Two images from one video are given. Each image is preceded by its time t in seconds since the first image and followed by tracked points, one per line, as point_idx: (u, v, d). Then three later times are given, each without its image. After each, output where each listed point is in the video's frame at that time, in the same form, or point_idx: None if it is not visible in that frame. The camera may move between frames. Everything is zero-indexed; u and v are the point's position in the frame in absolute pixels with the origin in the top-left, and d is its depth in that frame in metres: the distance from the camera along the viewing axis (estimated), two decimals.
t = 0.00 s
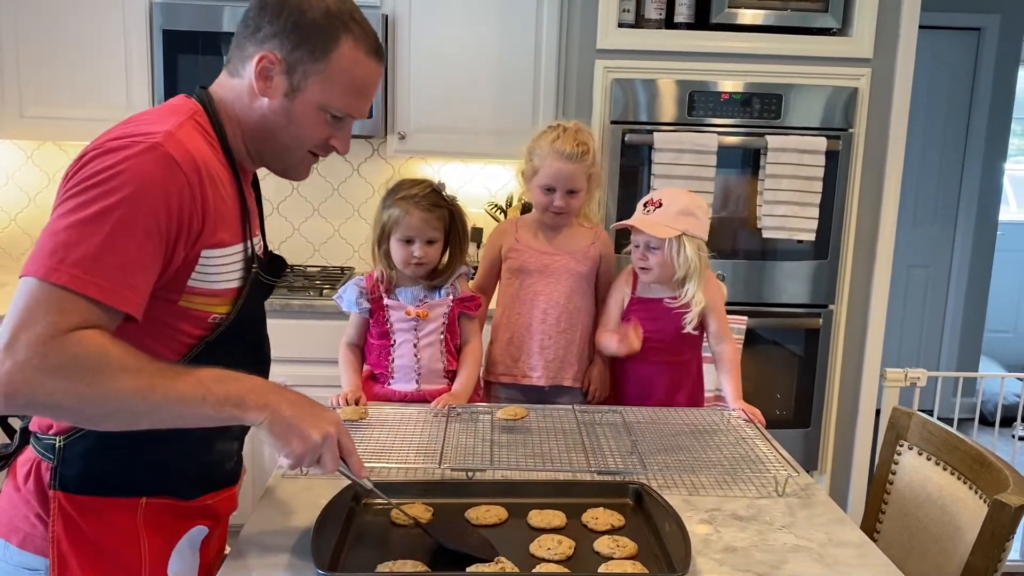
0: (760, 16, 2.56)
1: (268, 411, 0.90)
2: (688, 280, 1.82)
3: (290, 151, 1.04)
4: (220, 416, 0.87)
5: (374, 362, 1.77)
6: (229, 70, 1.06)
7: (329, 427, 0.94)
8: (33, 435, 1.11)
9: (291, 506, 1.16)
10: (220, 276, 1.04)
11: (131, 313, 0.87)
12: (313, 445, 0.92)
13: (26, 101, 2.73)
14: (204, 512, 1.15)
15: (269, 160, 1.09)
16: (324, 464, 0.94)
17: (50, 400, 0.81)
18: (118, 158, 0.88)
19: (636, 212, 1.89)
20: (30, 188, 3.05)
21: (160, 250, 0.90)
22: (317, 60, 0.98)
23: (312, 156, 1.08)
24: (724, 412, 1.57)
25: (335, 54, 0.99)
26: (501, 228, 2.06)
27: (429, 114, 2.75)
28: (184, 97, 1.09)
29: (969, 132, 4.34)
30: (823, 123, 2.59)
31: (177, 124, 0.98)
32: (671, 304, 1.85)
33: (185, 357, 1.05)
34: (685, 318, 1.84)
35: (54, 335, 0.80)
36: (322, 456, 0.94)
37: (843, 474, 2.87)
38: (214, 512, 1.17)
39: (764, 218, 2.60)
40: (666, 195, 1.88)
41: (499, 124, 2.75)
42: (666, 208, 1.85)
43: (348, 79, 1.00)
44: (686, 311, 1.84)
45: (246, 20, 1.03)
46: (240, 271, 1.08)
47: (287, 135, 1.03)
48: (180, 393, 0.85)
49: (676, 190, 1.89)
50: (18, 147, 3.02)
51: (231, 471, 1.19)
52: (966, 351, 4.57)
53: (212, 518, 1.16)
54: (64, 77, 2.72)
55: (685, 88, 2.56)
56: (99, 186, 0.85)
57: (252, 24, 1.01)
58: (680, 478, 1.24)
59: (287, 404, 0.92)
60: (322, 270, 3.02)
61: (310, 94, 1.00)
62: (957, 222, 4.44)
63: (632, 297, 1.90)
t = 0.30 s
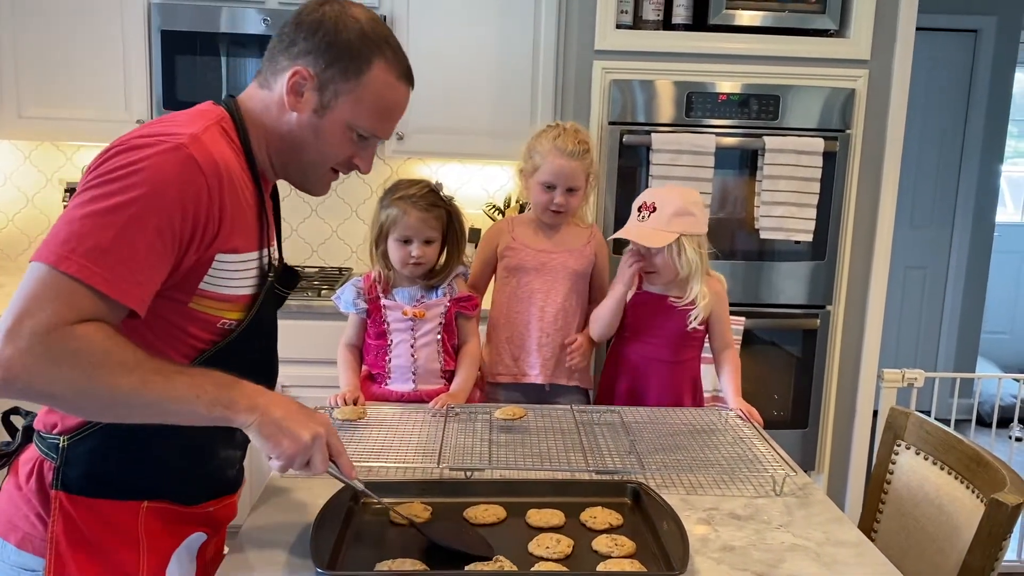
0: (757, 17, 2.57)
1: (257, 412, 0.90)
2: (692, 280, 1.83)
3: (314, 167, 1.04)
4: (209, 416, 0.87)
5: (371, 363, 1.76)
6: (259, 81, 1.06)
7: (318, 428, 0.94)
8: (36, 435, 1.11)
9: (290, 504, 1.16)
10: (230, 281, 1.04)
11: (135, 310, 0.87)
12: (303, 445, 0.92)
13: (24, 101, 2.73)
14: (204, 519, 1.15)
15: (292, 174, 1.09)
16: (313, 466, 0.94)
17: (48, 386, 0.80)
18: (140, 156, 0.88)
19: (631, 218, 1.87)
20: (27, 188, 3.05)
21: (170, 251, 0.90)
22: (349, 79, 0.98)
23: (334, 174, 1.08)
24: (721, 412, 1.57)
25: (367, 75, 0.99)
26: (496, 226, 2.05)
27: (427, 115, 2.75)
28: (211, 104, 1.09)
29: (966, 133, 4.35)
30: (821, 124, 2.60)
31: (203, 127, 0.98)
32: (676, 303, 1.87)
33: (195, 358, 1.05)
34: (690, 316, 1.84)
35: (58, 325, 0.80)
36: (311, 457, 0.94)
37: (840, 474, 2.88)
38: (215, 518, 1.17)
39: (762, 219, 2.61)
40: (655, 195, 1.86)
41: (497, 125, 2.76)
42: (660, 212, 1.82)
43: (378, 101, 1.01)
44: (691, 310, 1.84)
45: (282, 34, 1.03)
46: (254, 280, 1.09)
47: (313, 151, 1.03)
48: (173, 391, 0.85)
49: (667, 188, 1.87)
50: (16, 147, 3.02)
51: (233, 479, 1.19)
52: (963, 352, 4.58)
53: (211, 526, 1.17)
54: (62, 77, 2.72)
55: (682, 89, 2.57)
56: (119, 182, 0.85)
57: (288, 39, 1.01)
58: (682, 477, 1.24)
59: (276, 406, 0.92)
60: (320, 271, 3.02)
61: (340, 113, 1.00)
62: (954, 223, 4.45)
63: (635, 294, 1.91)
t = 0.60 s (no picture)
0: (755, 19, 2.58)
1: (238, 416, 0.90)
2: (692, 276, 1.83)
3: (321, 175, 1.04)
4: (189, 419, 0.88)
5: (370, 364, 1.77)
6: (269, 88, 1.07)
7: (298, 432, 0.94)
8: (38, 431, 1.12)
9: (287, 505, 1.16)
10: (227, 284, 1.04)
11: (125, 309, 0.87)
12: (281, 450, 0.91)
13: (22, 103, 2.73)
14: (202, 519, 1.15)
15: (299, 182, 1.09)
16: (291, 471, 0.93)
17: (38, 378, 0.81)
18: (139, 156, 0.89)
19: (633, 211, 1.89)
20: (25, 190, 3.05)
21: (164, 253, 0.90)
22: (357, 89, 0.98)
23: (341, 183, 1.08)
24: (718, 412, 1.58)
25: (376, 85, 0.99)
26: (494, 227, 2.05)
27: (425, 117, 2.76)
28: (220, 109, 1.09)
29: (963, 135, 4.36)
30: (818, 126, 2.60)
31: (205, 132, 0.99)
32: (676, 299, 1.86)
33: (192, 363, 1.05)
34: (689, 313, 1.84)
35: (49, 319, 0.80)
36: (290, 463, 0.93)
37: (838, 476, 2.88)
38: (213, 519, 1.17)
39: (759, 221, 2.61)
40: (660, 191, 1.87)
41: (495, 127, 2.76)
42: (661, 206, 1.83)
43: (387, 111, 1.01)
44: (690, 306, 1.84)
45: (293, 42, 1.03)
46: (256, 285, 1.08)
47: (321, 159, 1.03)
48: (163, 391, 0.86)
49: (669, 185, 1.87)
50: (14, 149, 3.02)
51: (235, 482, 1.19)
52: (960, 354, 4.59)
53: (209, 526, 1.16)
54: (60, 79, 2.72)
55: (680, 91, 2.57)
56: (115, 182, 0.86)
57: (298, 48, 1.02)
58: (677, 478, 1.25)
59: (255, 408, 0.92)
60: (318, 273, 3.02)
61: (348, 122, 1.00)
62: (951, 225, 4.46)
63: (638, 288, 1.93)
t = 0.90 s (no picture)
0: (754, 21, 2.58)
1: (256, 414, 0.92)
2: (693, 279, 1.83)
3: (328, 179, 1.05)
4: (207, 417, 0.89)
5: (369, 366, 1.77)
6: (276, 93, 1.07)
7: (314, 431, 0.95)
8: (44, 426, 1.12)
9: (285, 505, 1.16)
10: (236, 287, 1.04)
11: (138, 313, 0.87)
12: (298, 448, 0.93)
13: (22, 104, 2.73)
14: (204, 517, 1.15)
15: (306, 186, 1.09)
16: (306, 470, 0.95)
17: (54, 385, 0.82)
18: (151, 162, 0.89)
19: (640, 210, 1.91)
20: (24, 191, 3.05)
21: (176, 257, 0.91)
22: (363, 93, 0.99)
23: (348, 187, 1.09)
24: (718, 415, 1.58)
25: (381, 89, 0.99)
26: (490, 229, 2.05)
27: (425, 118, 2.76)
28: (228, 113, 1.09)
29: (961, 137, 4.37)
30: (816, 128, 2.60)
31: (214, 138, 0.99)
32: (675, 301, 1.86)
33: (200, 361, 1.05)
34: (687, 315, 1.84)
35: (64, 323, 0.81)
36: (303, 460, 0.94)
37: (836, 478, 2.88)
38: (216, 516, 1.17)
39: (758, 223, 2.61)
40: (668, 189, 1.90)
41: (494, 129, 2.76)
42: (670, 207, 1.85)
43: (392, 115, 1.01)
44: (688, 309, 1.84)
45: (299, 47, 1.03)
46: (261, 287, 1.08)
47: (327, 163, 1.04)
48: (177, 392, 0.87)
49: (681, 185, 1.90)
50: (13, 150, 3.01)
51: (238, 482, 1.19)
52: (958, 356, 4.59)
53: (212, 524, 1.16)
54: (59, 80, 2.72)
55: (678, 93, 2.57)
56: (128, 187, 0.86)
57: (304, 52, 1.02)
58: (678, 481, 1.25)
59: (272, 408, 0.94)
60: (317, 274, 3.02)
61: (353, 126, 1.00)
62: (949, 226, 4.47)
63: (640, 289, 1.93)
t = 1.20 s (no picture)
0: (754, 22, 2.58)
1: (333, 462, 0.92)
2: (696, 277, 1.84)
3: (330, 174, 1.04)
4: (285, 469, 0.90)
5: (370, 366, 1.77)
6: (274, 89, 1.06)
7: (393, 471, 0.97)
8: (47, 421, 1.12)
9: (286, 504, 1.16)
10: (247, 298, 1.04)
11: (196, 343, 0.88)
12: (371, 493, 0.93)
13: (22, 105, 2.73)
14: (205, 511, 1.14)
15: (308, 181, 1.09)
16: (392, 508, 0.96)
17: (140, 448, 0.84)
18: (167, 188, 0.86)
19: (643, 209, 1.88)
20: (24, 191, 3.05)
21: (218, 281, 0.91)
22: (362, 87, 0.98)
23: (352, 179, 1.08)
24: (718, 414, 1.58)
25: (379, 82, 0.99)
26: (489, 230, 2.05)
27: (425, 117, 2.76)
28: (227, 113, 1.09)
29: (961, 138, 4.37)
30: (816, 128, 2.60)
31: (221, 149, 0.96)
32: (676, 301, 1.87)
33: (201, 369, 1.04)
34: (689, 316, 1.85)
35: (137, 385, 0.82)
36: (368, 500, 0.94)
37: (837, 478, 2.88)
38: (218, 510, 1.16)
39: (758, 223, 2.61)
40: (665, 190, 1.90)
41: (495, 129, 2.76)
42: (674, 205, 1.84)
43: (392, 107, 1.00)
44: (690, 309, 1.85)
45: (293, 42, 1.02)
46: (269, 290, 1.08)
47: (329, 158, 1.03)
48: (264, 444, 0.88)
49: (680, 185, 1.91)
50: (13, 150, 3.01)
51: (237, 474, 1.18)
52: (958, 356, 4.59)
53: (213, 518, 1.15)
54: (59, 81, 2.72)
55: (678, 94, 2.57)
56: (153, 224, 0.84)
57: (299, 48, 1.01)
58: (679, 480, 1.25)
59: (352, 458, 0.95)
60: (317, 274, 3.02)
61: (354, 120, 1.00)
62: (949, 227, 4.47)
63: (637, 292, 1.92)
